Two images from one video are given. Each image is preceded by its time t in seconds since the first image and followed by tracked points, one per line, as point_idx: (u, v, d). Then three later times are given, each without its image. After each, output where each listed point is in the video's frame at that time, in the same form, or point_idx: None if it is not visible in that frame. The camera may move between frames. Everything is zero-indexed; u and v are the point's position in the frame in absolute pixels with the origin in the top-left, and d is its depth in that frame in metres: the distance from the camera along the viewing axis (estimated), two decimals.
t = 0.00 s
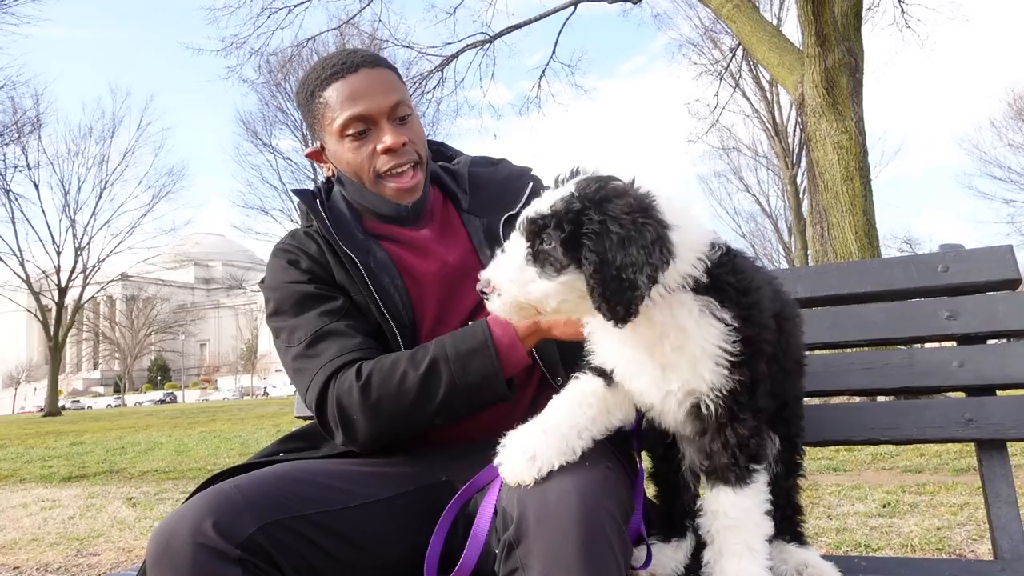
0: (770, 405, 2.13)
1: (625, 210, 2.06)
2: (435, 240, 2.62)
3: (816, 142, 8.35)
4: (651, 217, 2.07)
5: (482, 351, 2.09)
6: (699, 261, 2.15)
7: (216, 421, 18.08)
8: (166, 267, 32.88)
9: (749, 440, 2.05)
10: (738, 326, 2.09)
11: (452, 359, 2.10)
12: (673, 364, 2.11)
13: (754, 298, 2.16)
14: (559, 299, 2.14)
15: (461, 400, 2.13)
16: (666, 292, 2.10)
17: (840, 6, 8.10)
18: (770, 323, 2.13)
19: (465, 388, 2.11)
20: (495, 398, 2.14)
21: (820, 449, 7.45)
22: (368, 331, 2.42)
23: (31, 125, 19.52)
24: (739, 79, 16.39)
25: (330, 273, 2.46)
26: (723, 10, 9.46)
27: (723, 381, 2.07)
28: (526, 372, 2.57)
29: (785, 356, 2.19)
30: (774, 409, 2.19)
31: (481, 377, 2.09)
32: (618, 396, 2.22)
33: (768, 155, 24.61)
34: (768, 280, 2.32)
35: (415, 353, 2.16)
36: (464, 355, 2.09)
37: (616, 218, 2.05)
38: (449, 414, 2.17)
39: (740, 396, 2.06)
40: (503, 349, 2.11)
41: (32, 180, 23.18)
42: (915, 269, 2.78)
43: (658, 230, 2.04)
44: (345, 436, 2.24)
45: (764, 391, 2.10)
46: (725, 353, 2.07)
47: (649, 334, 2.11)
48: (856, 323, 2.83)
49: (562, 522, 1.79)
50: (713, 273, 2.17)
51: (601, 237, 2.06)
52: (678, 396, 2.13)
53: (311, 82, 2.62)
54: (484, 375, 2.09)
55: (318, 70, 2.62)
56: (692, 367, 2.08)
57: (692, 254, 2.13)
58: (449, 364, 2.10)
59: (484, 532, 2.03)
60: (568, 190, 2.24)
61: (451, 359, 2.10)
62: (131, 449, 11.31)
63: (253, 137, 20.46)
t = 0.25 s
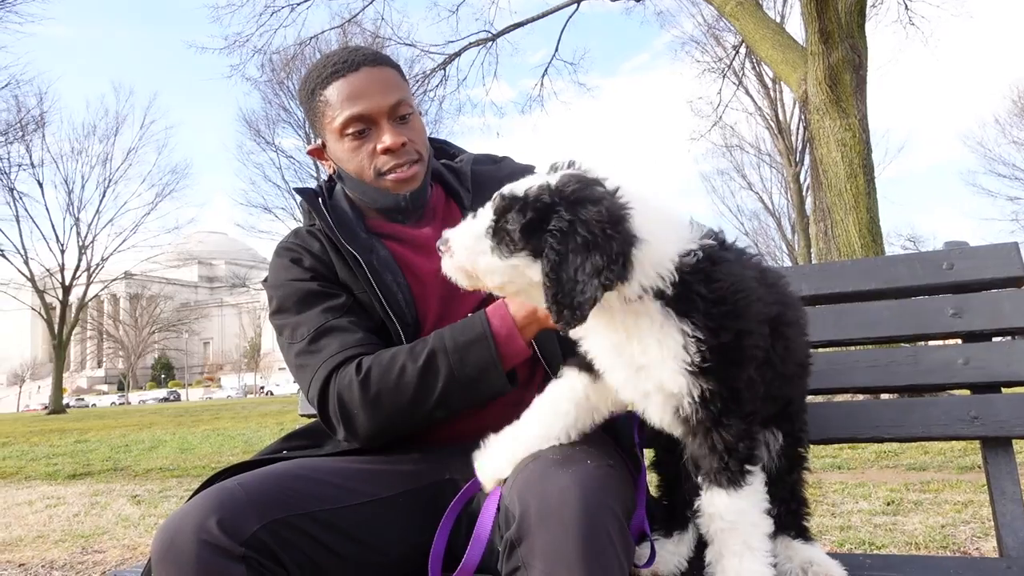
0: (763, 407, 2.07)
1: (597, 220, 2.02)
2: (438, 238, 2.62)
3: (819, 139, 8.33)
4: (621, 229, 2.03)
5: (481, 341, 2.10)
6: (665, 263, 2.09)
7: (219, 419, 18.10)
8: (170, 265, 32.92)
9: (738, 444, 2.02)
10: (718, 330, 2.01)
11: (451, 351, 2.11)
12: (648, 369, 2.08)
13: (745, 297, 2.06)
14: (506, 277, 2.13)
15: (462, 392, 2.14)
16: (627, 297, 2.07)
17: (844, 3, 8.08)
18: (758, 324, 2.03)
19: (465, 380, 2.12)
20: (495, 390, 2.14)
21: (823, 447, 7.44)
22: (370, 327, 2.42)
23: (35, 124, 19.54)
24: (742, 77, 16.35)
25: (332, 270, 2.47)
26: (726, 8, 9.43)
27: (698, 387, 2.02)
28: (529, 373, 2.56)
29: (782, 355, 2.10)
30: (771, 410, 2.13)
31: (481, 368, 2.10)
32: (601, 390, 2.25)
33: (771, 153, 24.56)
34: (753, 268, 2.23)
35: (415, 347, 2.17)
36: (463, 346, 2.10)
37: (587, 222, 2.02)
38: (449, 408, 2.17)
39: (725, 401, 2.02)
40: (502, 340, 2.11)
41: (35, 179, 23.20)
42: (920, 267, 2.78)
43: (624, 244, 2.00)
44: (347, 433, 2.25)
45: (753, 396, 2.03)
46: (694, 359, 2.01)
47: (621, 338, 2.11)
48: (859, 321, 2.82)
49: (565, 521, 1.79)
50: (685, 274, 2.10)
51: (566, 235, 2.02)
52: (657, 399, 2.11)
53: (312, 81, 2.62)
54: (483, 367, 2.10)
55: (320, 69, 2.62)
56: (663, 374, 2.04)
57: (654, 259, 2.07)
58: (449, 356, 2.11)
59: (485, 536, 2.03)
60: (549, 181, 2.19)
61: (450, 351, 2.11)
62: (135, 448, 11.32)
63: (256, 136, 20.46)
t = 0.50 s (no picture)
0: (745, 407, 2.02)
1: (524, 274, 1.98)
2: (442, 241, 2.62)
3: (822, 140, 8.32)
4: (556, 274, 1.99)
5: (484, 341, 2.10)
6: (614, 283, 2.04)
7: (222, 420, 18.10)
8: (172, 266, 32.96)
9: (718, 446, 2.00)
10: (681, 342, 1.96)
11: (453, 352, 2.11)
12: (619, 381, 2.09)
13: (716, 302, 1.98)
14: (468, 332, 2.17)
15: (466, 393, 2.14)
16: (584, 326, 2.04)
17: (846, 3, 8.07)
18: (726, 332, 1.96)
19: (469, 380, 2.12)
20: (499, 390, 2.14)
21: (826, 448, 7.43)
22: (374, 330, 2.42)
23: (37, 125, 19.58)
24: (744, 77, 16.34)
25: (336, 273, 2.47)
26: (728, 8, 9.43)
27: (668, 398, 2.01)
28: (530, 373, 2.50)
29: (763, 356, 2.02)
30: (759, 406, 2.08)
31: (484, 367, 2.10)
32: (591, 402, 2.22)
33: (773, 153, 24.54)
34: (726, 270, 2.11)
35: (418, 348, 2.17)
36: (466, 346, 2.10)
37: (514, 279, 1.99)
38: (453, 409, 2.18)
39: (698, 408, 1.99)
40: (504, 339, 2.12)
41: (37, 180, 23.24)
42: (924, 268, 2.77)
43: (560, 288, 1.98)
44: (351, 436, 2.24)
45: (732, 399, 1.99)
46: (658, 374, 1.99)
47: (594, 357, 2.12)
48: (863, 323, 2.82)
49: (569, 523, 1.79)
50: (642, 290, 2.05)
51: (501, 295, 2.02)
52: (632, 407, 2.11)
53: (316, 84, 2.62)
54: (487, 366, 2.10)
55: (323, 71, 2.62)
56: (633, 388, 2.04)
57: (600, 285, 2.03)
58: (452, 356, 2.11)
59: (486, 545, 2.04)
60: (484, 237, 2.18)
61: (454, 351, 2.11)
62: (138, 449, 11.34)
63: (258, 137, 20.48)
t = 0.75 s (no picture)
0: (739, 405, 2.00)
1: (500, 289, 2.10)
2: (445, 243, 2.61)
3: (824, 140, 8.31)
4: (531, 285, 2.10)
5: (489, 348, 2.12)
6: (587, 290, 2.10)
7: (224, 421, 18.11)
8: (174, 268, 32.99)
9: (714, 445, 1.98)
10: (668, 340, 1.98)
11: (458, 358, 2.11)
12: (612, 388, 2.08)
13: (698, 301, 2.01)
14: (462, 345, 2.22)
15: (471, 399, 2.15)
16: (567, 335, 2.10)
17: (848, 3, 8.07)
18: (709, 330, 1.97)
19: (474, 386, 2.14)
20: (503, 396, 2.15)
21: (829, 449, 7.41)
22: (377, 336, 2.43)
23: (40, 128, 19.61)
24: (746, 78, 16.33)
25: (339, 277, 2.46)
26: (730, 9, 9.42)
27: (659, 398, 2.00)
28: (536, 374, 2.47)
29: (753, 355, 2.00)
30: (754, 404, 2.06)
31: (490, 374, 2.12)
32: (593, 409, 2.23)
33: (775, 154, 24.52)
34: (710, 270, 2.13)
35: (423, 354, 2.18)
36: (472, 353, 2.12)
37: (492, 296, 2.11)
38: (457, 415, 2.19)
39: (692, 407, 1.98)
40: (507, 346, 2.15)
41: (40, 182, 23.28)
42: (929, 268, 2.76)
43: (536, 295, 2.07)
44: (353, 440, 2.24)
45: (724, 396, 1.97)
46: (649, 373, 1.99)
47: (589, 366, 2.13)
48: (868, 323, 2.82)
49: (575, 524, 1.78)
50: (620, 296, 2.11)
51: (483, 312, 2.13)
52: (629, 413, 2.09)
53: (325, 84, 2.61)
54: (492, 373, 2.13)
55: (332, 72, 2.61)
56: (627, 392, 2.04)
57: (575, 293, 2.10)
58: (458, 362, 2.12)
59: (493, 547, 2.03)
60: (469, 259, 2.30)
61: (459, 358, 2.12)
62: (141, 450, 11.35)
63: (259, 139, 20.50)
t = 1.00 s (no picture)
0: (739, 413, 1.96)
1: (510, 271, 2.10)
2: (452, 242, 2.61)
3: (826, 141, 8.31)
4: (542, 271, 2.08)
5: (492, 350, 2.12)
6: (596, 296, 2.07)
7: (225, 421, 18.13)
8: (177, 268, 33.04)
9: (714, 448, 1.93)
10: (667, 345, 1.97)
11: (460, 362, 2.12)
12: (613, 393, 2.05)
13: (699, 311, 1.98)
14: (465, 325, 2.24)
15: (472, 400, 2.15)
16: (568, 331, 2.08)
17: (851, 3, 8.05)
18: (708, 339, 1.94)
19: (475, 388, 2.13)
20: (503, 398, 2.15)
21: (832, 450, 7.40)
22: (379, 336, 2.42)
23: (43, 128, 19.64)
24: (748, 78, 16.32)
25: (344, 275, 2.46)
26: (733, 9, 9.41)
27: (659, 403, 1.98)
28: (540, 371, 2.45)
29: (751, 365, 1.96)
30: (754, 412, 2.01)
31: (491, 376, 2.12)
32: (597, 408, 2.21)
33: (777, 154, 24.51)
34: (713, 285, 2.10)
35: (425, 354, 2.17)
36: (473, 356, 2.12)
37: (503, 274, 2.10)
38: (457, 416, 2.18)
39: (690, 411, 1.95)
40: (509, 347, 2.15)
41: (42, 182, 23.33)
42: (936, 268, 2.75)
43: (543, 283, 2.05)
44: (353, 440, 2.23)
45: (723, 401, 1.93)
46: (648, 378, 1.97)
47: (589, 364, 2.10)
48: (874, 323, 2.81)
49: (581, 525, 1.78)
50: (629, 306, 2.07)
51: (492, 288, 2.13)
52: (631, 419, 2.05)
53: (334, 83, 2.61)
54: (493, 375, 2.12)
55: (341, 71, 2.61)
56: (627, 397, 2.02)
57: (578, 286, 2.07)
58: (459, 365, 2.12)
59: (501, 541, 2.03)
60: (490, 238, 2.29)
61: (460, 360, 2.12)
62: (143, 450, 11.37)
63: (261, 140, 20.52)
